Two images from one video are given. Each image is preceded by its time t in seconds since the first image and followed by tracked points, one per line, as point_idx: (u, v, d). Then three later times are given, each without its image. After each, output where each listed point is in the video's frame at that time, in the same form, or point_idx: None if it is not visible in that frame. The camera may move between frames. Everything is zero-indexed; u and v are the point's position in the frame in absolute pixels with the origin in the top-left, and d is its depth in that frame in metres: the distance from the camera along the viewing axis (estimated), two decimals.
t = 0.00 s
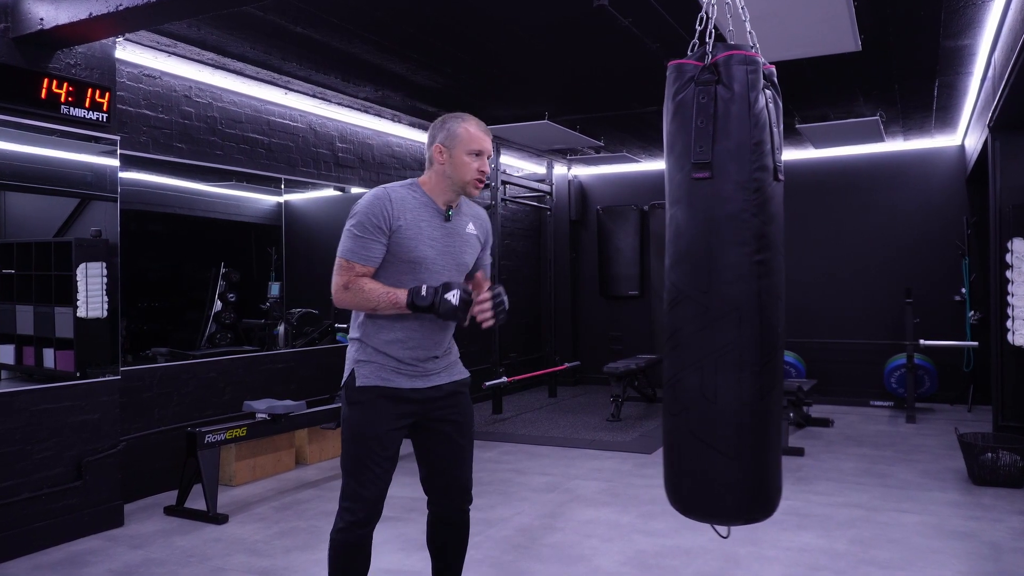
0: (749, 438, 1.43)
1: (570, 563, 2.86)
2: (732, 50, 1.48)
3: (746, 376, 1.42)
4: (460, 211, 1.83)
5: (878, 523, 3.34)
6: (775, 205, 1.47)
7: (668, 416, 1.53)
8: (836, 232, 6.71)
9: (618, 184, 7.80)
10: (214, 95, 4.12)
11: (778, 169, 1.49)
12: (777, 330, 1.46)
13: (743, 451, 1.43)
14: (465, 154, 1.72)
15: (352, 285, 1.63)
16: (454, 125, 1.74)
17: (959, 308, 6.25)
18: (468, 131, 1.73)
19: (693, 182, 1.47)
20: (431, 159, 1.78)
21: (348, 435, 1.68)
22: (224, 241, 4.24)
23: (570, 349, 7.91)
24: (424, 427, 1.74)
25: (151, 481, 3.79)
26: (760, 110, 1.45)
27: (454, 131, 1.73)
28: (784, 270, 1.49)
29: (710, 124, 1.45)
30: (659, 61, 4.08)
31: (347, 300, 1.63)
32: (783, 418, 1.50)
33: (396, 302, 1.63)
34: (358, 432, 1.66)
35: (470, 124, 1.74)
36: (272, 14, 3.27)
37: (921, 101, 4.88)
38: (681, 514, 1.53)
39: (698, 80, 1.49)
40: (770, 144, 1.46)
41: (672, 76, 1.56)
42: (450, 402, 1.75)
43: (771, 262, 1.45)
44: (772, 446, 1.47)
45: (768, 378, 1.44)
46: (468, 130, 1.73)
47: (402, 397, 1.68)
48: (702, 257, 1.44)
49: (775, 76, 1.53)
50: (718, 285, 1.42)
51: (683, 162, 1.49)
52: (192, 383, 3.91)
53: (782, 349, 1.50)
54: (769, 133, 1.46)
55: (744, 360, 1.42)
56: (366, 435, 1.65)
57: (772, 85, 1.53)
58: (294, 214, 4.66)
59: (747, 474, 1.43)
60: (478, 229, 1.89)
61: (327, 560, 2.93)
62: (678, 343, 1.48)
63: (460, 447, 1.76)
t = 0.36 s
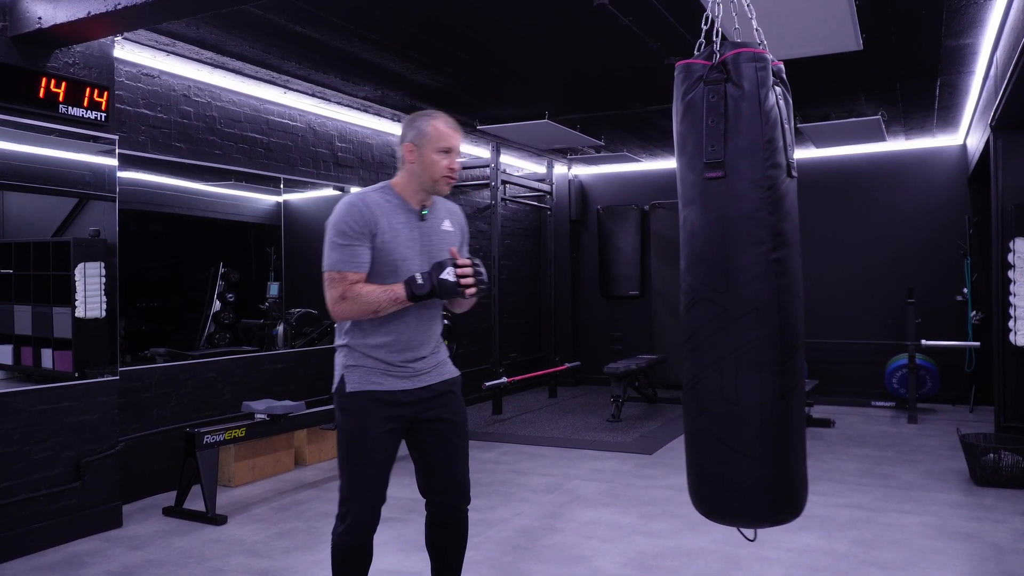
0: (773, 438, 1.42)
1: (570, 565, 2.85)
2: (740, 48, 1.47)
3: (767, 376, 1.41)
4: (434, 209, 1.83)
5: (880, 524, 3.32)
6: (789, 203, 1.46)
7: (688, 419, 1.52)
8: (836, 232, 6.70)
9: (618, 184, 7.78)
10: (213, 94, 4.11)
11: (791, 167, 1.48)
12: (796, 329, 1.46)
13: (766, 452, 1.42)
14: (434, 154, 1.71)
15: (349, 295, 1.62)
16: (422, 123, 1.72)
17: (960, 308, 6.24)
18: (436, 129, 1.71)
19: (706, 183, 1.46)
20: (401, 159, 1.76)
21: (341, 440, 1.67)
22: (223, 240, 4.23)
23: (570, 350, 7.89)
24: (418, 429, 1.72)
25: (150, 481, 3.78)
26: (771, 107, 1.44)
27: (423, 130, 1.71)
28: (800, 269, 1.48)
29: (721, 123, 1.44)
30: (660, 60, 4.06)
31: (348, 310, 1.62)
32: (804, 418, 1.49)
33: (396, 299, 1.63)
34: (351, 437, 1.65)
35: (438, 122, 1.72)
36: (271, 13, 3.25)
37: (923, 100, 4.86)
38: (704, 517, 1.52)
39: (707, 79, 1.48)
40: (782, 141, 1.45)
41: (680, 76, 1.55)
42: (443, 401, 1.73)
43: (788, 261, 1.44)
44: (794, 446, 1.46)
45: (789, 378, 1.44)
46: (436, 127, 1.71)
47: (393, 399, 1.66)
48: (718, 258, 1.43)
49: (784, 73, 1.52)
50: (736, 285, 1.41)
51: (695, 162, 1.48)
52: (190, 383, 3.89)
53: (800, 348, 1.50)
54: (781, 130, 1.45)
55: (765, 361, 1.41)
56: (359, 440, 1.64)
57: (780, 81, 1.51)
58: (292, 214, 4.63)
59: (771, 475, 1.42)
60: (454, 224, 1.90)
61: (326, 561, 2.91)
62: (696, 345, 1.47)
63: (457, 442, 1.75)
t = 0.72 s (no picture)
0: (783, 439, 1.41)
1: (571, 566, 2.83)
2: (744, 45, 1.45)
3: (776, 375, 1.40)
4: (408, 211, 1.82)
5: (882, 525, 3.30)
6: (795, 201, 1.45)
7: (696, 420, 1.50)
8: (837, 232, 6.69)
9: (618, 184, 7.77)
10: (212, 93, 4.10)
11: (798, 165, 1.46)
12: (805, 328, 1.44)
13: (777, 453, 1.40)
14: (403, 158, 1.69)
15: (323, 302, 1.60)
16: (391, 126, 1.71)
17: (962, 309, 6.22)
18: (405, 133, 1.69)
19: (711, 181, 1.45)
20: (373, 163, 1.75)
21: (331, 443, 1.65)
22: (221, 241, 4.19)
23: (571, 350, 7.87)
24: (414, 429, 1.72)
25: (149, 483, 3.76)
26: (776, 105, 1.42)
27: (392, 133, 1.70)
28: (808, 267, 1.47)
29: (725, 121, 1.43)
30: (660, 59, 4.05)
31: (324, 317, 1.61)
32: (814, 418, 1.47)
33: (370, 302, 1.62)
34: (342, 440, 1.63)
35: (408, 125, 1.70)
36: (271, 12, 3.24)
37: (925, 99, 4.85)
38: (714, 519, 1.51)
39: (711, 77, 1.47)
40: (788, 139, 1.43)
41: (684, 74, 1.53)
42: (432, 400, 1.73)
43: (795, 259, 1.43)
44: (805, 447, 1.45)
45: (799, 377, 1.42)
46: (406, 131, 1.69)
47: (383, 399, 1.65)
48: (724, 257, 1.42)
49: (789, 70, 1.50)
50: (742, 285, 1.40)
51: (700, 161, 1.47)
52: (189, 384, 3.88)
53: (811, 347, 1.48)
54: (786, 128, 1.43)
55: (774, 360, 1.39)
56: (351, 442, 1.62)
57: (785, 79, 1.50)
58: (291, 213, 4.62)
59: (782, 476, 1.41)
60: (430, 224, 1.88)
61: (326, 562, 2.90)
62: (703, 345, 1.46)
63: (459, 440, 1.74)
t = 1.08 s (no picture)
0: (769, 442, 1.39)
1: (572, 567, 2.82)
2: (741, 44, 1.44)
3: (764, 377, 1.38)
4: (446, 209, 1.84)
5: (884, 526, 3.29)
6: (789, 201, 1.44)
7: (683, 420, 1.49)
8: (839, 232, 6.67)
9: (619, 183, 7.75)
10: (211, 92, 4.05)
11: (792, 165, 1.45)
12: (795, 330, 1.43)
13: (763, 455, 1.39)
14: (439, 163, 1.70)
15: (372, 274, 1.60)
16: (432, 130, 1.70)
17: (965, 309, 6.21)
18: (445, 139, 1.69)
19: (703, 180, 1.43)
20: (411, 163, 1.76)
21: (355, 440, 1.67)
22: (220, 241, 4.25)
23: (571, 350, 7.86)
24: (443, 436, 1.70)
25: (148, 484, 3.75)
26: (772, 104, 1.41)
27: (431, 137, 1.70)
28: (800, 269, 1.45)
29: (720, 120, 1.41)
30: (661, 58, 4.03)
31: (376, 289, 1.59)
32: (803, 421, 1.46)
33: (417, 258, 1.57)
34: (363, 441, 1.64)
35: (448, 130, 1.70)
36: (270, 11, 3.23)
37: (926, 99, 4.84)
38: (699, 521, 1.49)
39: (706, 76, 1.45)
40: (782, 139, 1.42)
41: (680, 72, 1.51)
42: (462, 406, 1.69)
43: (787, 261, 1.41)
44: (792, 450, 1.43)
45: (787, 379, 1.41)
46: (445, 137, 1.69)
47: (408, 403, 1.64)
48: (715, 257, 1.41)
49: (785, 71, 1.49)
50: (733, 285, 1.39)
51: (693, 159, 1.46)
52: (189, 385, 3.85)
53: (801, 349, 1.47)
54: (781, 127, 1.42)
55: (762, 361, 1.38)
56: (371, 443, 1.63)
57: (782, 79, 1.48)
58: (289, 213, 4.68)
59: (768, 480, 1.39)
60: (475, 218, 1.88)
61: (325, 563, 2.88)
62: (693, 345, 1.44)
63: (487, 448, 1.70)
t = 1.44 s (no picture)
0: (771, 442, 1.38)
1: (572, 568, 2.81)
2: (739, 42, 1.42)
3: (764, 377, 1.37)
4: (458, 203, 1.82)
5: (885, 526, 3.27)
6: (788, 201, 1.42)
7: (683, 421, 1.48)
8: (839, 231, 6.66)
9: (619, 183, 7.74)
10: (209, 92, 4.05)
11: (791, 164, 1.43)
12: (795, 329, 1.42)
13: (764, 456, 1.37)
14: (449, 161, 1.68)
15: (376, 264, 1.61)
16: (443, 127, 1.68)
17: (967, 309, 6.19)
18: (455, 136, 1.66)
19: (702, 178, 1.41)
20: (422, 159, 1.75)
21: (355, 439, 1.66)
22: (219, 240, 4.18)
23: (572, 350, 7.84)
24: (444, 436, 1.68)
25: (147, 484, 3.74)
26: (770, 103, 1.40)
27: (442, 134, 1.67)
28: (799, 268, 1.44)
29: (718, 119, 1.39)
30: (662, 57, 4.02)
31: (380, 279, 1.60)
32: (804, 421, 1.44)
33: (421, 249, 1.57)
34: (363, 439, 1.63)
35: (460, 128, 1.67)
36: (269, 10, 3.22)
37: (928, 98, 4.83)
38: (700, 522, 1.48)
39: (705, 74, 1.43)
40: (781, 138, 1.40)
41: (677, 71, 1.49)
42: (463, 406, 1.67)
43: (787, 260, 1.40)
44: (793, 450, 1.42)
45: (788, 379, 1.39)
46: (455, 135, 1.66)
47: (408, 402, 1.63)
48: (714, 256, 1.39)
49: (784, 70, 1.48)
50: (733, 284, 1.37)
51: (691, 159, 1.44)
52: (188, 385, 3.85)
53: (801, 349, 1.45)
54: (780, 126, 1.41)
55: (762, 360, 1.37)
56: (370, 442, 1.62)
57: (780, 79, 1.47)
58: (289, 212, 4.64)
59: (769, 480, 1.38)
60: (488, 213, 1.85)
61: (325, 564, 2.87)
62: (692, 344, 1.43)
63: (488, 449, 1.68)
